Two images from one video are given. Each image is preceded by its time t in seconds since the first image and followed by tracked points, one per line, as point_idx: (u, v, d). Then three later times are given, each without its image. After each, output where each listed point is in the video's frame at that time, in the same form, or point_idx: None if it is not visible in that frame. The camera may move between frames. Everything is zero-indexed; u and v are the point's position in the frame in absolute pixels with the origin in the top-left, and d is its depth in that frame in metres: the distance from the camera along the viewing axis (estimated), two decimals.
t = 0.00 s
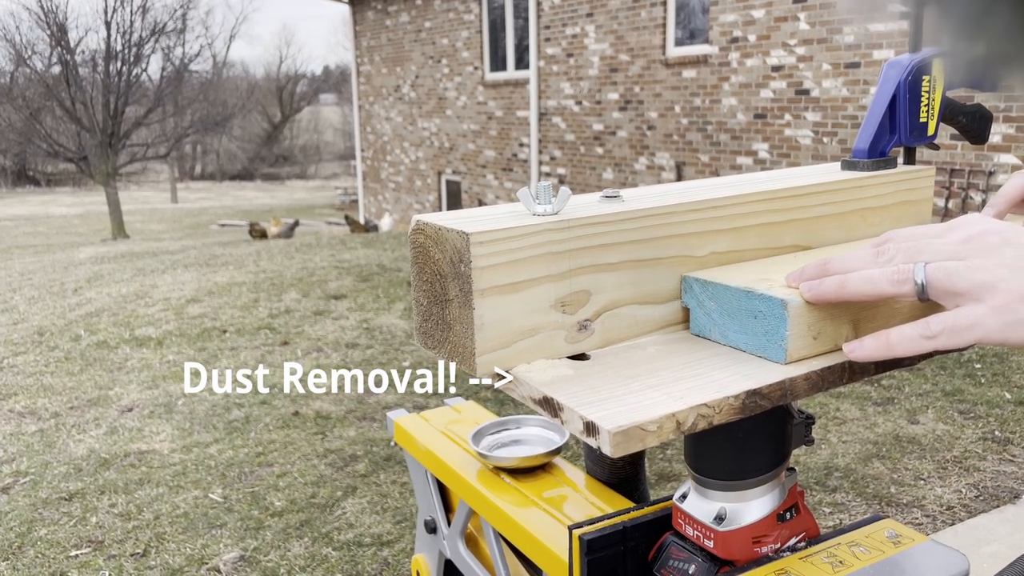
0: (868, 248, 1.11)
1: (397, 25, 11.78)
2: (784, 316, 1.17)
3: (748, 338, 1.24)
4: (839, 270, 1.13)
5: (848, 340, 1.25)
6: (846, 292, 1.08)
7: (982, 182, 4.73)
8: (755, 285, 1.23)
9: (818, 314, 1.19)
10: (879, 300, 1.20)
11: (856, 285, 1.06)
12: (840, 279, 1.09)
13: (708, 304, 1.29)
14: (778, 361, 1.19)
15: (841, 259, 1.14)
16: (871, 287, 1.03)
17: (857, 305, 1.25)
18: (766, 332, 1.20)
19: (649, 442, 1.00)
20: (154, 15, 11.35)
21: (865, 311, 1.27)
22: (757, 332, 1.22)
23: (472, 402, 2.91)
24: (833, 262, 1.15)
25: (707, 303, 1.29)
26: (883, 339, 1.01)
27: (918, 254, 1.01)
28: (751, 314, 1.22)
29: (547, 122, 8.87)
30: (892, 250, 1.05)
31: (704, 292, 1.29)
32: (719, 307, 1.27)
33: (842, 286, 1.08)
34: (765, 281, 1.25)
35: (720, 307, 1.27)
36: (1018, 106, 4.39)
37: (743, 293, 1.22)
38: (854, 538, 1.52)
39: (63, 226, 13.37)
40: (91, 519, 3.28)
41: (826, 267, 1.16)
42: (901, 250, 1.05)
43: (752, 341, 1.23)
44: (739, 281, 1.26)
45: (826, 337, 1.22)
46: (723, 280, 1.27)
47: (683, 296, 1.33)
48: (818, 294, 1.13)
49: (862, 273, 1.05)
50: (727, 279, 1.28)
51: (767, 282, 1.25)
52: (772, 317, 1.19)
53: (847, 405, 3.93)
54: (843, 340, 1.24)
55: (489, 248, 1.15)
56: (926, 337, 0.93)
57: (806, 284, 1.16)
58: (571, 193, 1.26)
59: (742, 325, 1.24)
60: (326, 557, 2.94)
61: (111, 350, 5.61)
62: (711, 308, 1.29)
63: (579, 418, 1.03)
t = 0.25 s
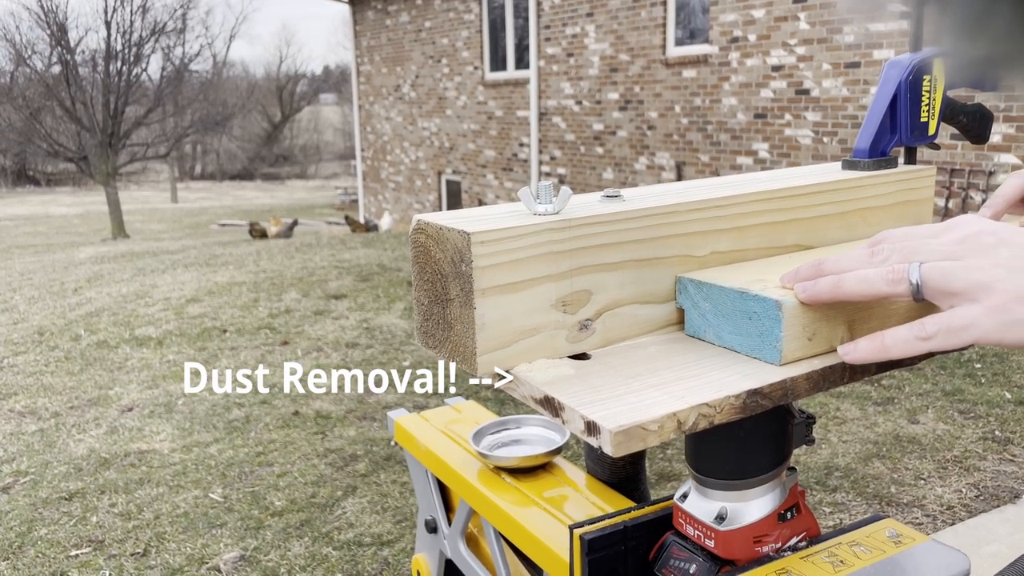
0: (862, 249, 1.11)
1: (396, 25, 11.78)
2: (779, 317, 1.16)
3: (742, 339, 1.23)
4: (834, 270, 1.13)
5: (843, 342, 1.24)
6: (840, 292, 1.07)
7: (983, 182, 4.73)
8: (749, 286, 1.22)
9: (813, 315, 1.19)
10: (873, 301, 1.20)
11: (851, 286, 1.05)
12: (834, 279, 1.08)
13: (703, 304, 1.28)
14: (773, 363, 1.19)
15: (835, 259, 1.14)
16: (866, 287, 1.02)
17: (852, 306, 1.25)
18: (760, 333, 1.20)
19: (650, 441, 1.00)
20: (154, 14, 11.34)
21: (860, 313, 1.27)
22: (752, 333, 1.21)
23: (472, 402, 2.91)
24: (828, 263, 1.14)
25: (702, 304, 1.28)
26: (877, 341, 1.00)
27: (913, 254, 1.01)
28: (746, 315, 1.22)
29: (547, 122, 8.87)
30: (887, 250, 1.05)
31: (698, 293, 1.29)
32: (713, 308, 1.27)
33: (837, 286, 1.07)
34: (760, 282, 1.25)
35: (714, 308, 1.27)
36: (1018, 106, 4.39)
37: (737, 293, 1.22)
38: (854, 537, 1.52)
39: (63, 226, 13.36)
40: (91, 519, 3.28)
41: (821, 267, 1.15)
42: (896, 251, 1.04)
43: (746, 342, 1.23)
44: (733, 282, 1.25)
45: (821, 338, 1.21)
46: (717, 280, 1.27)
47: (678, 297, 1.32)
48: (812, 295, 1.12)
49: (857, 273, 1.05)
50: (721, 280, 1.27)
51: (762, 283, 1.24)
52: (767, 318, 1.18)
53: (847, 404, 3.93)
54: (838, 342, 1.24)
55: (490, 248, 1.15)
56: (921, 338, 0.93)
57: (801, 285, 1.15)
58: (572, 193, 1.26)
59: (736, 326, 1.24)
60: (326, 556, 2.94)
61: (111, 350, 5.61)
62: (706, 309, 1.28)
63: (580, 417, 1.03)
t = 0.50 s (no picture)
0: (856, 250, 1.10)
1: (396, 24, 11.78)
2: (773, 318, 1.15)
3: (737, 341, 1.23)
4: (829, 271, 1.12)
5: (839, 343, 1.24)
6: (835, 293, 1.06)
7: (982, 182, 4.73)
8: (744, 288, 1.22)
9: (808, 317, 1.18)
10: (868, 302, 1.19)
11: (846, 287, 1.04)
12: (829, 280, 1.07)
13: (697, 306, 1.27)
14: (767, 364, 1.18)
15: (830, 260, 1.13)
16: (861, 288, 1.02)
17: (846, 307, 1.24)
18: (755, 334, 1.19)
19: (651, 441, 1.00)
20: (154, 14, 11.34)
21: (855, 314, 1.26)
22: (746, 334, 1.21)
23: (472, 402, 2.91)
24: (822, 264, 1.14)
25: (696, 305, 1.28)
26: (870, 342, 0.99)
27: (908, 256, 1.00)
28: (740, 317, 1.21)
29: (547, 122, 8.87)
30: (882, 253, 1.05)
31: (693, 294, 1.28)
32: (707, 309, 1.26)
33: (832, 287, 1.06)
34: (754, 283, 1.24)
35: (709, 310, 1.26)
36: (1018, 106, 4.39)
37: (732, 295, 1.21)
38: (854, 538, 1.51)
39: (63, 226, 13.35)
40: (91, 519, 3.28)
41: (815, 268, 1.14)
42: (890, 253, 1.04)
43: (741, 344, 1.22)
44: (727, 283, 1.24)
45: (816, 340, 1.21)
46: (711, 282, 1.26)
47: (673, 298, 1.31)
48: (807, 296, 1.11)
49: (853, 275, 1.04)
50: (715, 281, 1.26)
51: (757, 284, 1.24)
52: (761, 320, 1.17)
53: (847, 404, 3.93)
54: (833, 343, 1.23)
55: (490, 248, 1.14)
56: (915, 340, 0.92)
57: (797, 286, 1.15)
58: (572, 193, 1.25)
59: (731, 328, 1.23)
60: (326, 556, 2.94)
61: (111, 350, 5.61)
62: (700, 310, 1.27)
63: (580, 418, 1.03)
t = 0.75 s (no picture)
0: (850, 251, 1.10)
1: (396, 24, 11.77)
2: (766, 319, 1.15)
3: (729, 341, 1.22)
4: (823, 271, 1.11)
5: (832, 344, 1.23)
6: (828, 294, 1.05)
7: (982, 181, 4.73)
8: (737, 288, 1.21)
9: (801, 317, 1.17)
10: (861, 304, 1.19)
11: (839, 287, 1.03)
12: (822, 280, 1.07)
13: (690, 306, 1.27)
14: (760, 365, 1.18)
15: (823, 260, 1.13)
16: (854, 289, 1.01)
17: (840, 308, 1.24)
18: (748, 335, 1.19)
19: (649, 440, 1.00)
20: (153, 14, 11.34)
21: (848, 314, 1.26)
22: (739, 335, 1.20)
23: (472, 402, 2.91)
24: (816, 265, 1.13)
25: (689, 306, 1.27)
26: (863, 343, 0.98)
27: (901, 257, 0.99)
28: (733, 317, 1.20)
29: (547, 122, 8.87)
30: (876, 253, 1.04)
31: (686, 295, 1.27)
32: (701, 309, 1.25)
33: (824, 287, 1.06)
34: (747, 283, 1.23)
35: (702, 310, 1.25)
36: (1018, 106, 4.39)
37: (725, 295, 1.20)
38: (854, 537, 1.51)
39: (63, 226, 13.34)
40: (91, 519, 3.28)
41: (809, 268, 1.14)
42: (884, 253, 1.03)
43: (734, 344, 1.21)
44: (720, 283, 1.24)
45: (810, 340, 1.20)
46: (704, 282, 1.25)
47: (667, 298, 1.31)
48: (800, 297, 1.11)
49: (845, 275, 1.03)
50: (708, 281, 1.26)
51: (750, 284, 1.23)
52: (754, 320, 1.17)
53: (847, 404, 3.92)
54: (827, 344, 1.23)
55: (488, 247, 1.14)
56: (908, 341, 0.90)
57: (789, 286, 1.14)
58: (571, 192, 1.25)
59: (723, 328, 1.22)
60: (326, 556, 2.94)
61: (111, 350, 5.61)
62: (693, 311, 1.27)
63: (579, 417, 1.03)
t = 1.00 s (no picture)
0: (846, 253, 1.09)
1: (396, 25, 11.77)
2: (760, 323, 1.14)
3: (723, 345, 1.21)
4: (817, 275, 1.11)
5: (826, 347, 1.23)
6: (823, 298, 1.05)
7: (983, 181, 4.72)
8: (732, 291, 1.20)
9: (795, 321, 1.17)
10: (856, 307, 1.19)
11: (834, 291, 1.03)
12: (817, 284, 1.06)
13: (685, 309, 1.26)
14: (754, 369, 1.17)
15: (818, 263, 1.12)
16: (849, 292, 1.00)
17: (834, 311, 1.23)
18: (742, 339, 1.18)
19: (650, 443, 1.00)
20: (153, 14, 11.33)
21: (843, 317, 1.26)
22: (733, 339, 1.20)
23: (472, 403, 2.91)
24: (810, 268, 1.12)
25: (684, 309, 1.26)
26: (858, 346, 0.97)
27: (896, 260, 0.98)
28: (727, 321, 1.20)
29: (547, 122, 8.87)
30: (870, 256, 1.03)
31: (680, 298, 1.27)
32: (695, 313, 1.25)
33: (820, 291, 1.05)
34: (742, 286, 1.23)
35: (696, 313, 1.25)
36: (1018, 106, 4.39)
37: (719, 299, 1.20)
38: (855, 538, 1.51)
39: (63, 226, 13.34)
40: (91, 519, 3.28)
41: (804, 271, 1.13)
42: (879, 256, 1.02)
43: (728, 348, 1.21)
44: (714, 287, 1.23)
45: (803, 344, 1.20)
46: (699, 285, 1.24)
47: (660, 302, 1.30)
48: (794, 300, 1.10)
49: (841, 278, 1.02)
50: (703, 284, 1.25)
51: (744, 288, 1.23)
52: (748, 324, 1.16)
53: (847, 405, 3.92)
54: (820, 348, 1.22)
55: (489, 249, 1.14)
56: (903, 345, 0.89)
57: (783, 290, 1.14)
58: (572, 193, 1.25)
59: (718, 332, 1.22)
60: (326, 557, 2.94)
61: (111, 350, 5.61)
62: (687, 314, 1.26)
63: (579, 419, 1.03)
